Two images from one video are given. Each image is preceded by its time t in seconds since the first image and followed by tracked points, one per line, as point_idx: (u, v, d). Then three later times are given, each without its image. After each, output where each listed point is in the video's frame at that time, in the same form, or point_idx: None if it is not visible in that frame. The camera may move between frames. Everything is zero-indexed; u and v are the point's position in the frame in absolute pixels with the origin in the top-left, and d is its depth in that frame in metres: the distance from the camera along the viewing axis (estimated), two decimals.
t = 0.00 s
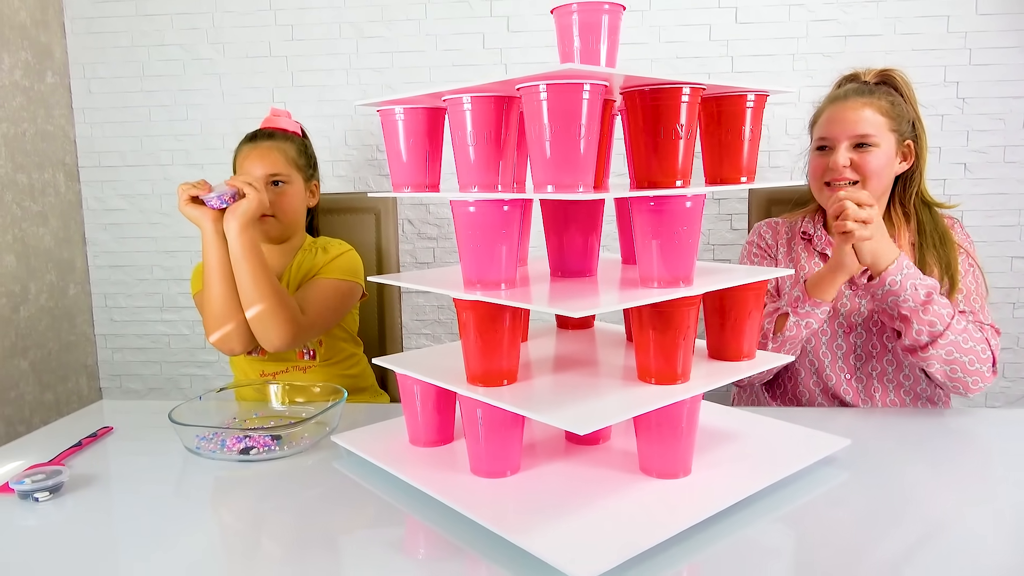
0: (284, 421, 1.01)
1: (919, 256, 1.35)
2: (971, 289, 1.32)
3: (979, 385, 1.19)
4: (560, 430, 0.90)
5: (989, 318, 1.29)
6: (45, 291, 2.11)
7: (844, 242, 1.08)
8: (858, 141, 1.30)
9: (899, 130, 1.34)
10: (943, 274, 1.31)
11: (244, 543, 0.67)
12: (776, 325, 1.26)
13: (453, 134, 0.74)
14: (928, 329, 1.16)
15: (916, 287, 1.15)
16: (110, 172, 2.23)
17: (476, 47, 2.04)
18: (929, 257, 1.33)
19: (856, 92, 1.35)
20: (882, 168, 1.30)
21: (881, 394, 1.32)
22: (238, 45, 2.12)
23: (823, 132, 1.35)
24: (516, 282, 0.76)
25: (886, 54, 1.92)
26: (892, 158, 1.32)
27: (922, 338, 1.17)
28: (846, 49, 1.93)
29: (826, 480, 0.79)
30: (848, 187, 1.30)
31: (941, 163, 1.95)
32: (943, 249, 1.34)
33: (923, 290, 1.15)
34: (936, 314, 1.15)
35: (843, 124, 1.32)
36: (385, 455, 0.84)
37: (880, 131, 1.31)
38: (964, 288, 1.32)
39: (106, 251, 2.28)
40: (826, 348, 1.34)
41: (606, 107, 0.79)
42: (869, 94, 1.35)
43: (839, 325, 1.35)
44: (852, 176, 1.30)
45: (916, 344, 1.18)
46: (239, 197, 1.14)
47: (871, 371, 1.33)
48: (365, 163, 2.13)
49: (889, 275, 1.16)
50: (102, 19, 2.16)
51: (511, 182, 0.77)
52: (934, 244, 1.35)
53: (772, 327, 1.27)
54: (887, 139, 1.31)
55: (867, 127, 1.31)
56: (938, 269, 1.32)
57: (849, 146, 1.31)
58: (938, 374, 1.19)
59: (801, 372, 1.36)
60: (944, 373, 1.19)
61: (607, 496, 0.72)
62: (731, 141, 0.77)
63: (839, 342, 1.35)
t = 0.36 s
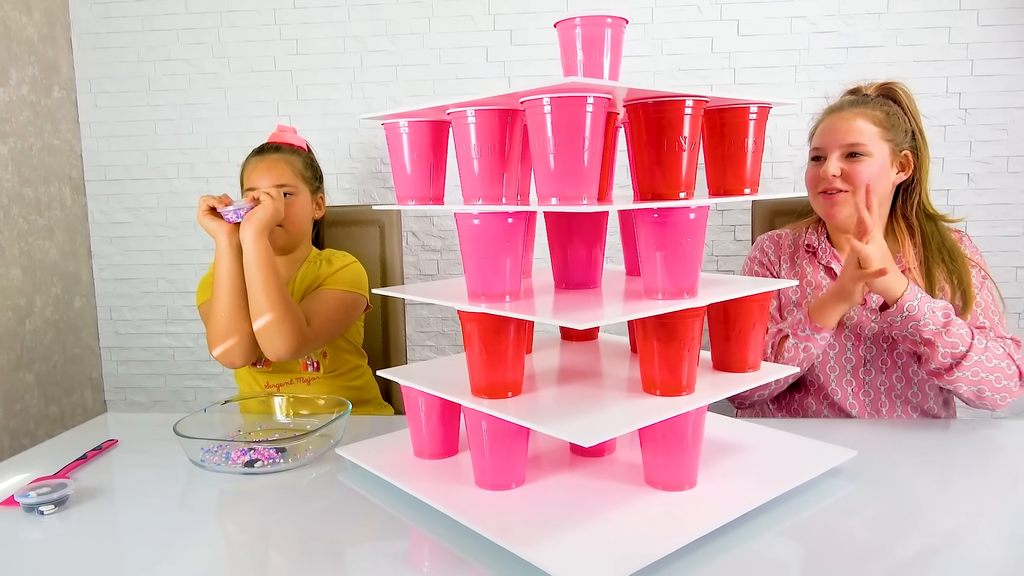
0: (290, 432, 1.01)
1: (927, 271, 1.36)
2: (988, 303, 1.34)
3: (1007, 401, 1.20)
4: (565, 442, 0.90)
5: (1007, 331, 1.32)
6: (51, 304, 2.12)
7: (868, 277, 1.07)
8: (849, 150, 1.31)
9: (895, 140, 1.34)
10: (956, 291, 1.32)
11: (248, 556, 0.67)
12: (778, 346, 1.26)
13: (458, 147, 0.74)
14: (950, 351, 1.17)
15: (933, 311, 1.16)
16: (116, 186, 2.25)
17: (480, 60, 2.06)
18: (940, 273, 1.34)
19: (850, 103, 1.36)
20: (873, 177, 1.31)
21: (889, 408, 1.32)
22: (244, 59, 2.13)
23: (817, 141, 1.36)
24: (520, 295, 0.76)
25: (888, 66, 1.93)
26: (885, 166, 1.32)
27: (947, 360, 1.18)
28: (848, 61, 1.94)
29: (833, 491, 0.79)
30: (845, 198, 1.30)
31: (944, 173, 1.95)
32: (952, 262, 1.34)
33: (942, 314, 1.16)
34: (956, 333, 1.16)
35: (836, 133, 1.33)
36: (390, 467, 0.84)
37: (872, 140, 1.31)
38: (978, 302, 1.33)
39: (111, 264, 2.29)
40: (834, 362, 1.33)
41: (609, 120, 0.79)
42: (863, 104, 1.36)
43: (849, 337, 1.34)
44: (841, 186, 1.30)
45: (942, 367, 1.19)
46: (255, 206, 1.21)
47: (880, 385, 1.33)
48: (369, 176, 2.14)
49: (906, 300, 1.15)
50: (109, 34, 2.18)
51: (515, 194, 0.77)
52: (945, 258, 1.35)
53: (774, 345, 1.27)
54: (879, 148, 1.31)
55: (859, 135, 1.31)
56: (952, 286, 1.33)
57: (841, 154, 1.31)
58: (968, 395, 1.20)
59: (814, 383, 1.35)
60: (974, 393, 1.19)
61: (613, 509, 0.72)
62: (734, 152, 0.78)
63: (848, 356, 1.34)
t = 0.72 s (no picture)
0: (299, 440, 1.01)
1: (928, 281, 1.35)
2: (992, 313, 1.31)
3: (1002, 408, 1.18)
4: (567, 451, 0.90)
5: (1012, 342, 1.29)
6: (54, 313, 2.12)
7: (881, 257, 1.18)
8: (852, 164, 1.32)
9: (898, 152, 1.35)
10: (956, 302, 1.31)
11: (251, 565, 0.67)
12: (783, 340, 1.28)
13: (461, 156, 0.74)
14: (933, 346, 1.22)
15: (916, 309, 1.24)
16: (120, 194, 2.26)
17: (482, 70, 2.06)
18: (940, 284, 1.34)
19: (853, 115, 1.36)
20: (878, 191, 1.31)
21: (892, 419, 1.32)
22: (248, 69, 2.15)
23: (820, 154, 1.37)
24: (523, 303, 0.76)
25: (890, 75, 1.93)
26: (889, 179, 1.32)
27: (931, 357, 1.22)
28: (850, 70, 1.95)
29: (837, 501, 0.78)
30: (845, 212, 1.32)
31: (947, 182, 1.95)
32: (952, 273, 1.34)
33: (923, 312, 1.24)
34: (939, 332, 1.21)
35: (838, 146, 1.34)
36: (392, 477, 0.83)
37: (875, 154, 1.32)
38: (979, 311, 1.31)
39: (114, 273, 2.29)
40: (841, 372, 1.32)
41: (612, 129, 0.80)
42: (865, 116, 1.36)
43: (855, 348, 1.32)
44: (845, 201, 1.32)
45: (927, 364, 1.22)
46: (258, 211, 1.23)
47: (883, 396, 1.33)
48: (372, 184, 2.15)
49: (887, 298, 1.26)
50: (114, 44, 2.19)
51: (518, 203, 0.78)
52: (946, 269, 1.35)
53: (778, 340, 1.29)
54: (883, 161, 1.32)
55: (864, 150, 1.32)
56: (950, 296, 1.32)
57: (845, 168, 1.32)
58: (955, 398, 1.21)
59: (817, 394, 1.34)
60: (961, 396, 1.20)
61: (616, 519, 0.71)
62: (737, 162, 0.78)
63: (853, 367, 1.33)
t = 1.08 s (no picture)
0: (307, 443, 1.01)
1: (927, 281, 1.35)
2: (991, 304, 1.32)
3: (1010, 395, 1.19)
4: (567, 455, 0.90)
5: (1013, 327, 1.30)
6: (53, 317, 2.12)
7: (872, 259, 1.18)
8: (831, 173, 1.33)
9: (877, 158, 1.36)
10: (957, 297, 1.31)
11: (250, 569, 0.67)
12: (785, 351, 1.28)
13: (460, 161, 0.74)
14: (933, 339, 1.21)
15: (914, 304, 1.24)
16: (120, 199, 2.26)
17: (481, 74, 2.07)
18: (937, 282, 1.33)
19: (830, 124, 1.38)
20: (856, 200, 1.32)
21: (897, 421, 1.32)
22: (248, 73, 2.15)
23: (800, 164, 1.38)
24: (522, 307, 0.77)
25: (888, 78, 1.94)
26: (868, 186, 1.34)
27: (932, 350, 1.22)
28: (848, 74, 1.95)
29: (837, 504, 0.78)
30: (826, 221, 1.34)
31: (945, 185, 1.95)
32: (948, 269, 1.34)
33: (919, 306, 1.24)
34: (937, 323, 1.21)
35: (818, 156, 1.34)
36: (392, 480, 0.83)
37: (853, 162, 1.33)
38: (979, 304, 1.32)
39: (114, 277, 2.29)
40: (845, 379, 1.32)
41: (611, 133, 0.80)
42: (843, 125, 1.38)
43: (860, 353, 1.33)
44: (825, 211, 1.33)
45: (928, 357, 1.22)
46: (249, 218, 1.21)
47: (888, 399, 1.33)
48: (372, 189, 2.15)
49: (884, 296, 1.27)
50: (114, 49, 2.20)
51: (517, 207, 0.78)
52: (942, 268, 1.34)
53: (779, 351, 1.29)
54: (860, 168, 1.33)
55: (842, 158, 1.33)
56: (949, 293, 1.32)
57: (824, 178, 1.34)
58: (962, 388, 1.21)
59: (823, 400, 1.34)
60: (967, 386, 1.21)
61: (617, 522, 0.71)
62: (735, 165, 0.78)
63: (859, 372, 1.33)
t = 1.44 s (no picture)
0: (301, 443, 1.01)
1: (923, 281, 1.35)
2: (987, 306, 1.32)
3: (1000, 397, 1.18)
4: (565, 454, 0.90)
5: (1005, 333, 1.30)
6: (52, 318, 2.12)
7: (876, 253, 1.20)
8: (826, 171, 1.34)
9: (873, 156, 1.36)
10: (953, 297, 1.31)
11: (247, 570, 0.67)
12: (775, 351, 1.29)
13: (457, 162, 0.75)
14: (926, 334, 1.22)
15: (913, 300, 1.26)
16: (118, 200, 2.26)
17: (479, 75, 2.07)
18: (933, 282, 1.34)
19: (825, 124, 1.39)
20: (853, 198, 1.33)
21: (888, 417, 1.32)
22: (246, 74, 2.15)
23: (798, 164, 1.39)
24: (519, 308, 0.77)
25: (885, 79, 1.94)
26: (864, 184, 1.34)
27: (924, 345, 1.22)
28: (846, 75, 1.96)
29: (833, 504, 0.79)
30: (825, 221, 1.34)
31: (943, 185, 1.96)
32: (943, 270, 1.34)
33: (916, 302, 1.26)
34: (933, 319, 1.22)
35: (814, 155, 1.36)
36: (390, 481, 0.83)
37: (848, 159, 1.33)
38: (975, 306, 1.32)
39: (113, 277, 2.29)
40: (839, 373, 1.32)
41: (608, 135, 0.80)
42: (839, 123, 1.39)
43: (856, 347, 1.32)
44: (821, 210, 1.34)
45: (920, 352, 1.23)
46: (247, 221, 1.25)
47: (880, 394, 1.33)
48: (370, 189, 2.15)
49: (886, 290, 1.28)
50: (112, 50, 2.20)
51: (514, 207, 0.78)
52: (938, 268, 1.35)
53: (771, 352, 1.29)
54: (855, 165, 1.34)
55: (837, 156, 1.34)
56: (944, 293, 1.32)
57: (819, 177, 1.35)
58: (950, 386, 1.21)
59: (817, 395, 1.34)
60: (956, 385, 1.21)
61: (614, 522, 0.72)
62: (732, 166, 0.78)
63: (853, 366, 1.32)
